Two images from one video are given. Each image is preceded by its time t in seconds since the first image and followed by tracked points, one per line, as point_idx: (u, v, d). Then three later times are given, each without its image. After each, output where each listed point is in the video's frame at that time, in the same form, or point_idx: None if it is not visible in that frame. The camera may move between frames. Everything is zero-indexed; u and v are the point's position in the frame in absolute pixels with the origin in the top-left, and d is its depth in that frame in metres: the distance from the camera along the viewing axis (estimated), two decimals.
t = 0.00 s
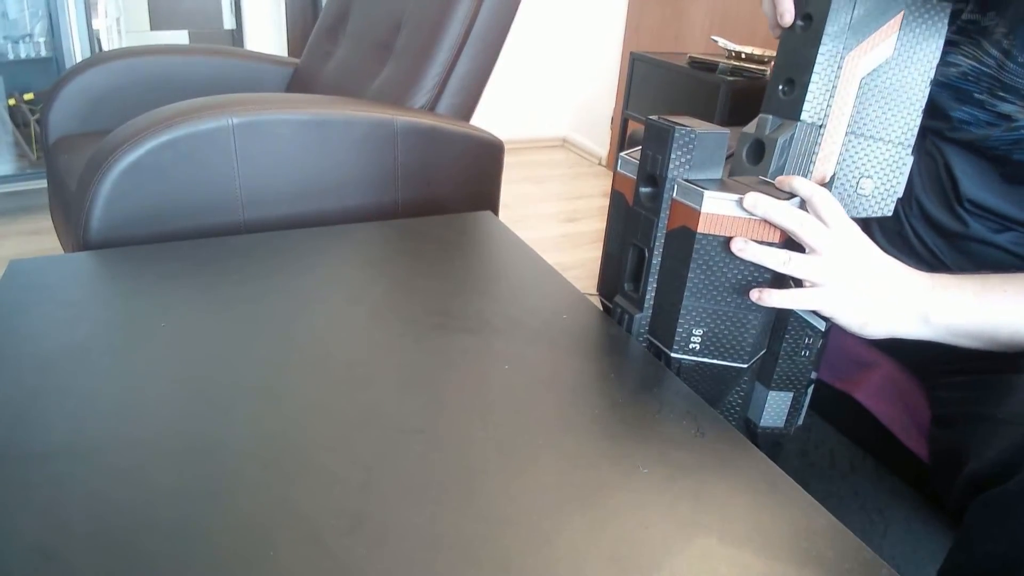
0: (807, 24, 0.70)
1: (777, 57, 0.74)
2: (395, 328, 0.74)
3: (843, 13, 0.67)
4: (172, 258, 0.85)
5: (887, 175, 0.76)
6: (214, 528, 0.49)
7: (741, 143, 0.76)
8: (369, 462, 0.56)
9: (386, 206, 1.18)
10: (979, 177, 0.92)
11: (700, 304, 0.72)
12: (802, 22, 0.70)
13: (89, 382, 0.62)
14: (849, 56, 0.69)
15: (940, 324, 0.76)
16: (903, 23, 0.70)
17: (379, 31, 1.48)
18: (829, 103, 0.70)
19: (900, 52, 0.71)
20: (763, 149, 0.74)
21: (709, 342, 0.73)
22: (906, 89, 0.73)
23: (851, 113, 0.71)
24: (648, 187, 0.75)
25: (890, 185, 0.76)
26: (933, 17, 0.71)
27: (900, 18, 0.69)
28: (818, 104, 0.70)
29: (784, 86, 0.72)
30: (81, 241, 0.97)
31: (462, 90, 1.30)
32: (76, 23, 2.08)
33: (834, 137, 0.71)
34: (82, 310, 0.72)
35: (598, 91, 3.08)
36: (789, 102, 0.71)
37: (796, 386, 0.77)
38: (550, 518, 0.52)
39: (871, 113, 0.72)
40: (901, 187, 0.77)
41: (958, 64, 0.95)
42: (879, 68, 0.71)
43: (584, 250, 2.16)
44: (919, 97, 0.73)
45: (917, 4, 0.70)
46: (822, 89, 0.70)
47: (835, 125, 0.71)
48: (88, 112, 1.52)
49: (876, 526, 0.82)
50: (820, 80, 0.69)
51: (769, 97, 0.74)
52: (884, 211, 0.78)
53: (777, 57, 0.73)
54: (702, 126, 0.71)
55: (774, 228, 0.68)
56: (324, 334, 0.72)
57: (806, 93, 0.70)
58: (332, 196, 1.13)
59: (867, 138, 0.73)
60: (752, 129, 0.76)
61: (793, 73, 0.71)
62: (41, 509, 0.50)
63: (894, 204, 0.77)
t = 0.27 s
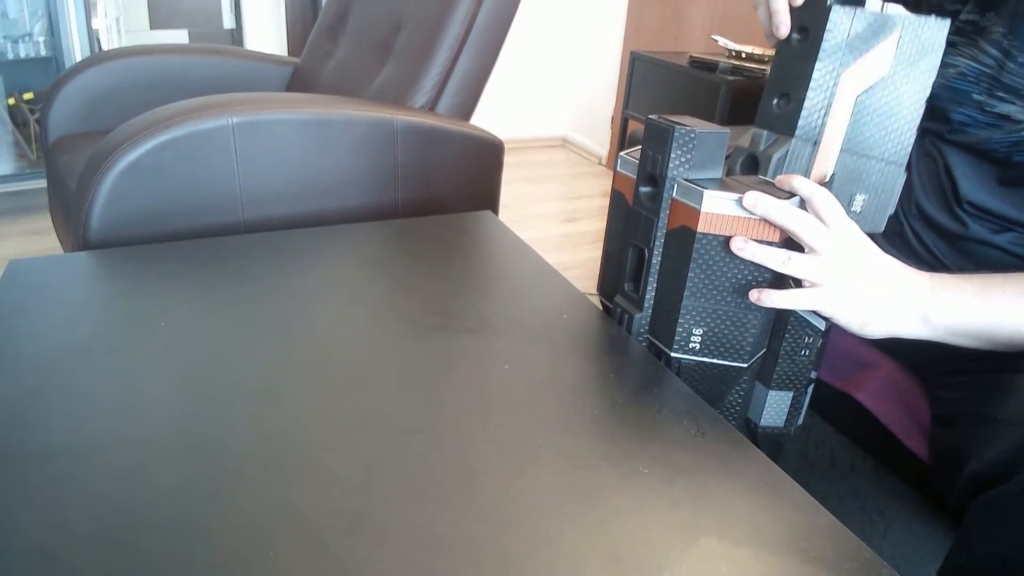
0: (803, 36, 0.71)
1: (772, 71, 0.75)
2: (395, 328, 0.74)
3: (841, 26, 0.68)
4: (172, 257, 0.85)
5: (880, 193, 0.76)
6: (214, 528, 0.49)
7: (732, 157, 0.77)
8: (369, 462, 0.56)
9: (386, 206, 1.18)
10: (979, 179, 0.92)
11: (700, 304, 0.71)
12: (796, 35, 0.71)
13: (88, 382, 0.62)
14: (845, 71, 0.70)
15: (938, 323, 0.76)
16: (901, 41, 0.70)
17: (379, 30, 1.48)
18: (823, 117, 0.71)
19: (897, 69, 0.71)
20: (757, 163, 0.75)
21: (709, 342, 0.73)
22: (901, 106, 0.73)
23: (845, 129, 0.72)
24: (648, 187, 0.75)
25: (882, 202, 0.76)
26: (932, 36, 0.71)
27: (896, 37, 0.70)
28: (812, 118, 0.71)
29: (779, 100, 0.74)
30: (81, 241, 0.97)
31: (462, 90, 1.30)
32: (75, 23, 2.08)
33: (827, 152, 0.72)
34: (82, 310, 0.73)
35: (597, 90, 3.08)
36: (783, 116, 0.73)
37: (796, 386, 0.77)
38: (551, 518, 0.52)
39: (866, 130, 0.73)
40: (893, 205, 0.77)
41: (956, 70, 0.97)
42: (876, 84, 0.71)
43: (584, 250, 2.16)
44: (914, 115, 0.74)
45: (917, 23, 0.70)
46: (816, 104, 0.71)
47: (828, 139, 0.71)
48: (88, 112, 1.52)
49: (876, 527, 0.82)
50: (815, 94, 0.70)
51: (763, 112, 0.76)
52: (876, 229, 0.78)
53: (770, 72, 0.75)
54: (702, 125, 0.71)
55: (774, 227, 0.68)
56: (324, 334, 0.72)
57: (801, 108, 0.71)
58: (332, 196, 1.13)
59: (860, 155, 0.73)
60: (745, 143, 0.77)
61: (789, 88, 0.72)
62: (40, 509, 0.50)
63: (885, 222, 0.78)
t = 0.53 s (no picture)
0: (789, 38, 0.70)
1: (761, 73, 0.74)
2: (395, 328, 0.74)
3: (825, 26, 0.68)
4: (172, 257, 0.85)
5: (873, 193, 0.74)
6: (214, 527, 0.49)
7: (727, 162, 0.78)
8: (369, 462, 0.56)
9: (386, 205, 1.18)
10: (978, 179, 0.92)
11: (699, 304, 0.71)
12: (781, 37, 0.71)
13: (88, 382, 0.62)
14: (833, 71, 0.69)
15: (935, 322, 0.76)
16: (890, 37, 0.69)
17: (379, 31, 1.48)
18: (812, 118, 0.71)
19: (889, 66, 0.70)
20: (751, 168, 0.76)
21: (709, 342, 0.73)
22: (892, 104, 0.71)
23: (835, 128, 0.71)
24: (647, 187, 0.75)
25: (879, 202, 0.74)
26: (923, 30, 0.69)
27: (885, 33, 0.69)
28: (802, 119, 0.71)
29: (769, 103, 0.73)
30: (81, 241, 0.97)
31: (462, 90, 1.30)
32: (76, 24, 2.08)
33: (818, 153, 0.72)
34: (82, 310, 0.73)
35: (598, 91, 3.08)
36: (775, 119, 0.73)
37: (796, 386, 0.77)
38: (551, 518, 0.52)
39: (859, 129, 0.71)
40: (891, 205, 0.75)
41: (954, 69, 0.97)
42: (866, 81, 0.70)
43: (584, 250, 2.16)
44: (909, 112, 0.72)
45: (907, 18, 0.68)
46: (804, 103, 0.70)
47: (819, 140, 0.71)
48: (88, 112, 1.52)
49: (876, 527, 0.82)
50: (802, 95, 0.70)
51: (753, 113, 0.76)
52: (874, 230, 0.76)
53: (760, 74, 0.74)
54: (702, 125, 0.71)
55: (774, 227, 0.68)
56: (324, 334, 0.72)
57: (790, 109, 0.71)
58: (332, 196, 1.13)
59: (853, 154, 0.72)
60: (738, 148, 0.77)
61: (777, 89, 0.72)
62: (41, 509, 0.50)
63: (884, 223, 0.76)
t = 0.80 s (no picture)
0: (792, 39, 0.70)
1: (763, 74, 0.74)
2: (395, 328, 0.74)
3: (830, 26, 0.68)
4: (172, 258, 0.85)
5: (875, 194, 0.74)
6: (215, 528, 0.49)
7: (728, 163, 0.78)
8: (369, 462, 0.56)
9: (386, 205, 1.18)
10: (977, 181, 0.93)
11: (700, 305, 0.71)
12: (786, 37, 0.71)
13: (88, 382, 0.62)
14: (837, 72, 0.69)
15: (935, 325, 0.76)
16: (894, 39, 0.69)
17: (379, 31, 1.48)
18: (815, 119, 0.71)
19: (892, 68, 0.70)
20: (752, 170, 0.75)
21: (710, 343, 0.73)
22: (894, 106, 0.71)
23: (837, 130, 0.71)
24: (648, 188, 0.75)
25: (880, 204, 0.75)
26: (927, 31, 0.70)
27: (889, 35, 0.69)
28: (804, 120, 0.71)
29: (772, 104, 0.73)
30: (81, 241, 0.97)
31: (462, 90, 1.30)
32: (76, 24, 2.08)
33: (820, 155, 0.72)
34: (82, 310, 0.73)
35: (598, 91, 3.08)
36: (777, 120, 0.73)
37: (796, 387, 0.77)
38: (551, 518, 0.52)
39: (862, 132, 0.72)
40: (892, 207, 0.75)
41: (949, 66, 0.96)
42: (869, 83, 0.70)
43: (584, 250, 2.16)
44: (912, 114, 0.72)
45: (910, 20, 0.69)
46: (807, 104, 0.70)
47: (820, 141, 0.71)
48: (88, 112, 1.52)
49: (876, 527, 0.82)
50: (805, 96, 0.70)
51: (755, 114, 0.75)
52: (875, 232, 0.77)
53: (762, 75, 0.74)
54: (703, 126, 0.71)
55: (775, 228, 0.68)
56: (324, 334, 0.72)
57: (793, 110, 0.71)
58: (333, 197, 1.13)
59: (854, 156, 0.72)
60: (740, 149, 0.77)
61: (781, 92, 0.72)
62: (41, 509, 0.50)
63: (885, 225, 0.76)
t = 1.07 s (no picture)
0: (786, 39, 0.70)
1: (759, 74, 0.74)
2: (395, 328, 0.74)
3: (824, 26, 0.68)
4: (173, 258, 0.85)
5: (873, 193, 0.75)
6: (216, 528, 0.49)
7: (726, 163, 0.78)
8: (370, 462, 0.56)
9: (386, 205, 1.18)
10: (975, 181, 0.92)
11: (700, 304, 0.72)
12: (780, 37, 0.71)
13: (89, 382, 0.62)
14: (831, 71, 0.69)
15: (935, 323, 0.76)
16: (888, 37, 0.69)
17: (379, 31, 1.48)
18: (811, 118, 0.71)
19: (887, 66, 0.70)
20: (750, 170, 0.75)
21: (710, 342, 0.73)
22: (890, 105, 0.72)
23: (834, 130, 0.71)
24: (648, 188, 0.75)
25: (876, 200, 0.75)
26: (922, 29, 0.70)
27: (883, 33, 0.69)
28: (800, 120, 0.71)
29: (768, 104, 0.73)
30: (82, 241, 0.97)
31: (462, 90, 1.30)
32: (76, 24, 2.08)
33: (817, 153, 0.72)
34: (83, 310, 0.73)
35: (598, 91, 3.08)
36: (773, 120, 0.73)
37: (796, 386, 0.78)
38: (551, 518, 0.52)
39: (858, 130, 0.72)
40: (888, 203, 0.76)
41: (946, 64, 0.97)
42: (864, 81, 0.70)
43: (584, 250, 2.16)
44: (907, 112, 0.72)
45: (904, 17, 0.69)
46: (804, 103, 0.70)
47: (817, 140, 0.71)
48: (88, 112, 1.53)
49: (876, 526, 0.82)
50: (801, 95, 0.70)
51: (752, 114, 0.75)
52: (872, 228, 0.77)
53: (757, 74, 0.74)
54: (702, 126, 0.71)
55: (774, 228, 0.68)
56: (325, 334, 0.72)
57: (789, 109, 0.71)
58: (333, 196, 1.13)
59: (851, 154, 0.73)
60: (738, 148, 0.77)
61: (775, 92, 0.72)
62: (43, 509, 0.50)
63: (882, 222, 0.77)
